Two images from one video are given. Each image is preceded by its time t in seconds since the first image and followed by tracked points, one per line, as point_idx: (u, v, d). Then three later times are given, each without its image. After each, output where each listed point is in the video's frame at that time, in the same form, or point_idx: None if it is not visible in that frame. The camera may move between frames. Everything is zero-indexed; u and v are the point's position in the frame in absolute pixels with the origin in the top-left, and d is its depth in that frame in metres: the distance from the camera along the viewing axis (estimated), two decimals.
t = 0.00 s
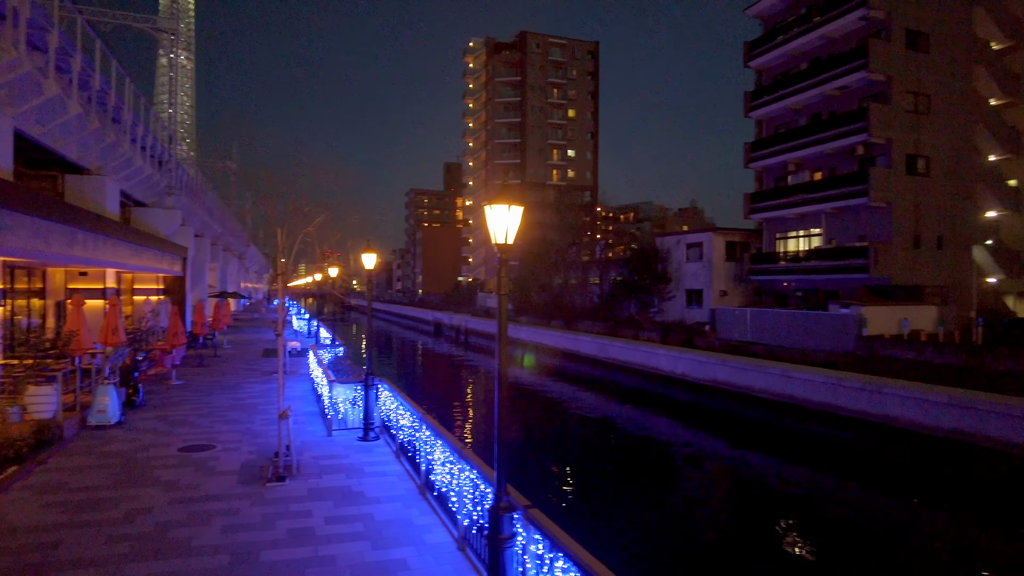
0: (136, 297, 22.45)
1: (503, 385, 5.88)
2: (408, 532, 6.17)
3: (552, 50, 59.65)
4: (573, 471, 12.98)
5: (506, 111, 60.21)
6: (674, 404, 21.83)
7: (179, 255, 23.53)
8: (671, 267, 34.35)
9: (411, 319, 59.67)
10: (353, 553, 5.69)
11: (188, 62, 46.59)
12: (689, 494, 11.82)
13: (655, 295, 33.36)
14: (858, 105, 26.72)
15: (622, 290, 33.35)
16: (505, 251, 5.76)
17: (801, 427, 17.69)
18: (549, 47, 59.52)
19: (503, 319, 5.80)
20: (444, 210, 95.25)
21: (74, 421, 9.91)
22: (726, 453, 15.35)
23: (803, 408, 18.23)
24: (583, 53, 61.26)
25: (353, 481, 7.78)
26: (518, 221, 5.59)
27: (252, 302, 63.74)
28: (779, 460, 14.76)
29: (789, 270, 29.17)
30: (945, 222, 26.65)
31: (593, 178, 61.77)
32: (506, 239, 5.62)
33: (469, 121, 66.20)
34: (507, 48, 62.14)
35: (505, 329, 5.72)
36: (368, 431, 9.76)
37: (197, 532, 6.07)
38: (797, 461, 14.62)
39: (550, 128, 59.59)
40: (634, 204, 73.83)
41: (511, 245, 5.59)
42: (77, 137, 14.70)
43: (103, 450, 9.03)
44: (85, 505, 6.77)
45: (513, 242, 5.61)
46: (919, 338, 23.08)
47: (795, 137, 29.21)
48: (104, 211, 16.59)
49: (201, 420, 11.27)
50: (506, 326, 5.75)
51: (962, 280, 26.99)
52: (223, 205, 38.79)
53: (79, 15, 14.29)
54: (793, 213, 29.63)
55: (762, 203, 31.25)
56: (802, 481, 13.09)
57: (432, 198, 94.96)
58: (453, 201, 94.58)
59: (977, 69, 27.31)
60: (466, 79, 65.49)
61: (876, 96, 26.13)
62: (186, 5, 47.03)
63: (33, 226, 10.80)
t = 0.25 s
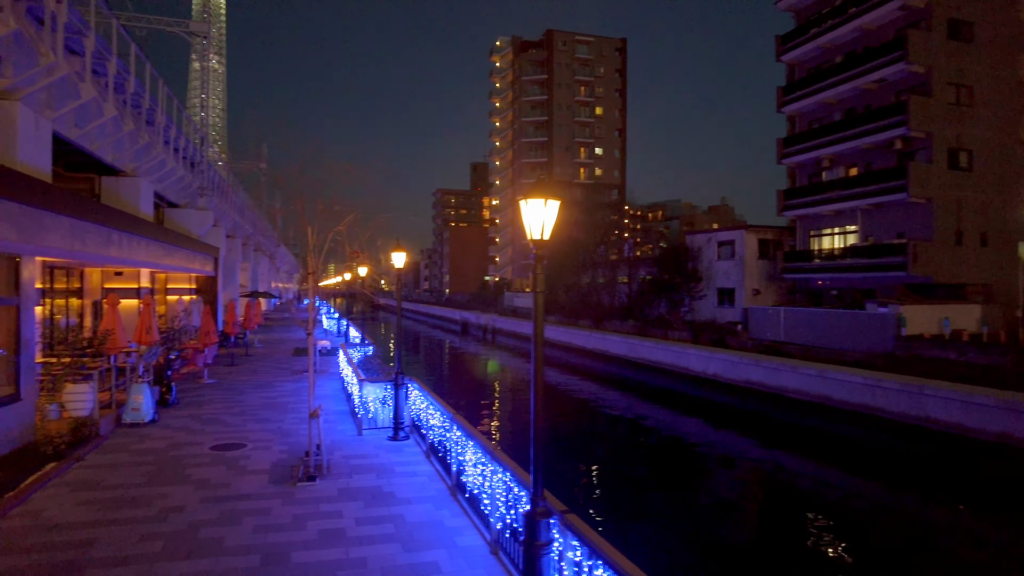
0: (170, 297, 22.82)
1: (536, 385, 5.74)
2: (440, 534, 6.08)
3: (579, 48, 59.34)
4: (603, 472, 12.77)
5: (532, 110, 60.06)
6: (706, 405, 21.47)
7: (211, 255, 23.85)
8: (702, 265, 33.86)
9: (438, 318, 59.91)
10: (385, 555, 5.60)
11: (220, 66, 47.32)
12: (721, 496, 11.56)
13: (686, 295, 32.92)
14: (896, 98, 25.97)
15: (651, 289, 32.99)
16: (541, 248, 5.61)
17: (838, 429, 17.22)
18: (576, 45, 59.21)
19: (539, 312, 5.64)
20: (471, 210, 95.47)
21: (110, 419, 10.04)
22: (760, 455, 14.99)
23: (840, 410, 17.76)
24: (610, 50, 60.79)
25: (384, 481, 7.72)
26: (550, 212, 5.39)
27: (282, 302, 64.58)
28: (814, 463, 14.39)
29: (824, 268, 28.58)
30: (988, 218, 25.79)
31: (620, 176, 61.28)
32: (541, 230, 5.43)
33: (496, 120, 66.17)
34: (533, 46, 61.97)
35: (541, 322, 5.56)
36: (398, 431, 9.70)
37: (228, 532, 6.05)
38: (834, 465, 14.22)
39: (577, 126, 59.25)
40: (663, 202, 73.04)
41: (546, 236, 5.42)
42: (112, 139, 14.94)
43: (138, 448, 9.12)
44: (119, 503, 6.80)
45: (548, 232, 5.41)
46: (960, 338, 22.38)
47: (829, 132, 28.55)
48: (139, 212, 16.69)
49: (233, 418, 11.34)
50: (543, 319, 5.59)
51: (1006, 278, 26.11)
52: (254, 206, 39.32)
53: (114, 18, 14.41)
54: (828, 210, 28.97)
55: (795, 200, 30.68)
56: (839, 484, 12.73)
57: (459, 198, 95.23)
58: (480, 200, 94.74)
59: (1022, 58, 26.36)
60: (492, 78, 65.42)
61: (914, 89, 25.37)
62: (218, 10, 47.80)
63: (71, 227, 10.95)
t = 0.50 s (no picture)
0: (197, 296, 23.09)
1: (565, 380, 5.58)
2: (467, 533, 5.96)
3: (603, 46, 59.04)
4: (630, 472, 12.57)
5: (555, 109, 59.89)
6: (734, 406, 21.11)
7: (238, 255, 24.09)
8: (729, 264, 33.36)
9: (462, 318, 59.98)
10: (412, 554, 5.49)
11: (246, 69, 47.89)
12: (750, 498, 11.28)
13: (713, 294, 32.45)
14: (930, 92, 25.26)
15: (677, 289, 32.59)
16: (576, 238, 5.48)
17: (872, 432, 16.78)
18: (599, 43, 58.87)
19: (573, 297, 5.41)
20: (494, 210, 95.56)
21: (139, 415, 10.10)
22: (791, 457, 14.64)
23: (874, 411, 17.29)
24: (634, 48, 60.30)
25: (410, 479, 7.64)
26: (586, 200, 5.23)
27: (308, 302, 65.23)
28: (848, 466, 14.01)
29: (856, 267, 27.97)
30: None
31: (644, 175, 60.83)
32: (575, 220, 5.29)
33: (519, 120, 66.10)
34: (557, 45, 61.78)
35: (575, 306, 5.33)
36: (424, 428, 9.62)
37: (255, 528, 6.00)
38: (868, 468, 13.82)
39: (601, 124, 58.86)
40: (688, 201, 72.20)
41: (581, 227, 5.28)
42: (142, 140, 15.11)
43: (166, 443, 9.16)
44: (147, 498, 6.80)
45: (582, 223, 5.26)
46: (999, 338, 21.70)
47: (860, 127, 27.93)
48: (168, 211, 16.82)
49: (260, 415, 11.37)
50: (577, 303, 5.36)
51: None
52: (280, 207, 39.73)
53: (145, 19, 14.49)
54: (859, 207, 28.34)
55: (824, 197, 30.10)
56: (874, 487, 12.36)
57: (483, 198, 95.27)
58: (504, 200, 94.79)
59: None
60: (515, 78, 65.32)
61: (950, 82, 24.64)
62: (245, 14, 48.38)
63: (102, 225, 11.05)
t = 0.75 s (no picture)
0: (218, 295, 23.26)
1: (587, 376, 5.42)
2: (488, 532, 5.85)
3: (621, 45, 58.76)
4: (650, 472, 12.38)
5: (573, 108, 59.70)
6: (756, 408, 20.78)
7: (257, 254, 24.23)
8: (750, 263, 32.93)
9: (480, 318, 59.98)
10: (432, 554, 5.38)
11: (266, 71, 48.31)
12: (772, 500, 11.05)
13: (734, 294, 32.06)
14: (958, 86, 24.66)
15: (697, 288, 32.25)
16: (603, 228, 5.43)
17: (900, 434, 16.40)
18: (617, 42, 58.61)
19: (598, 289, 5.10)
20: (512, 210, 95.55)
21: (159, 412, 10.13)
22: (816, 459, 14.35)
23: (901, 413, 16.91)
24: (652, 46, 59.89)
25: (429, 477, 7.53)
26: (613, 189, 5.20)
27: (327, 302, 65.64)
28: (873, 469, 13.68)
29: (881, 265, 27.48)
30: None
31: (663, 174, 60.42)
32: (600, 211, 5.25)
33: (537, 120, 66.00)
34: (574, 44, 61.60)
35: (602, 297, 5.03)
36: (443, 427, 9.53)
37: (273, 526, 5.94)
38: (896, 471, 13.48)
39: (619, 123, 58.58)
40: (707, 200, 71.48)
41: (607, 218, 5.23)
42: (163, 139, 15.21)
43: (185, 440, 9.17)
44: (166, 495, 6.78)
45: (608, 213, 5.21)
46: None
47: (885, 123, 27.44)
48: (189, 211, 16.89)
49: (278, 413, 11.37)
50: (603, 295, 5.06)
51: None
52: (299, 207, 40.02)
53: (166, 19, 14.54)
54: (884, 205, 27.84)
55: (848, 194, 29.64)
56: (902, 490, 12.05)
57: (500, 198, 95.16)
58: (521, 201, 94.75)
59: None
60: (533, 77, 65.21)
61: (979, 76, 24.03)
62: (265, 16, 48.82)
63: (124, 224, 11.11)
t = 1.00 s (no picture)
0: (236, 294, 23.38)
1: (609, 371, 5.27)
2: (505, 531, 5.72)
3: (638, 43, 58.40)
4: (669, 471, 12.18)
5: (589, 107, 59.45)
6: (776, 408, 20.45)
7: (275, 254, 24.34)
8: (770, 262, 32.50)
9: (496, 318, 59.90)
10: (449, 553, 5.26)
11: (284, 73, 48.67)
12: (794, 500, 10.81)
13: (753, 293, 31.65)
14: (985, 79, 24.08)
15: (716, 287, 31.89)
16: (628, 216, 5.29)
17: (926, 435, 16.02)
18: (634, 41, 58.29)
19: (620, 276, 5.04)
20: (528, 210, 95.43)
21: (176, 409, 10.13)
22: (839, 460, 14.03)
23: (927, 413, 16.54)
24: (669, 44, 59.46)
25: (446, 475, 7.43)
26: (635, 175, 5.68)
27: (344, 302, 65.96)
28: (898, 470, 13.35)
29: (904, 263, 26.99)
30: None
31: (680, 172, 59.96)
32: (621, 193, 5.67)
33: (553, 119, 65.80)
34: (591, 43, 61.33)
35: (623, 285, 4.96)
36: (459, 425, 9.42)
37: (287, 523, 5.84)
38: (923, 473, 13.14)
39: (636, 122, 58.24)
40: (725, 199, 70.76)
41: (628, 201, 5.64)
42: (180, 138, 15.27)
43: (202, 437, 9.14)
44: (180, 491, 6.73)
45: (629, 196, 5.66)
46: None
47: (908, 118, 27.00)
48: (207, 209, 16.97)
49: (294, 410, 11.34)
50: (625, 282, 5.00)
51: None
52: (316, 208, 40.23)
53: (184, 19, 14.57)
54: (907, 201, 27.36)
55: (870, 191, 29.20)
56: (929, 492, 11.73)
57: (516, 199, 95.07)
58: (537, 200, 94.57)
59: None
60: (549, 77, 65.00)
61: (1007, 68, 23.42)
62: (283, 19, 49.21)
63: (141, 221, 11.12)
